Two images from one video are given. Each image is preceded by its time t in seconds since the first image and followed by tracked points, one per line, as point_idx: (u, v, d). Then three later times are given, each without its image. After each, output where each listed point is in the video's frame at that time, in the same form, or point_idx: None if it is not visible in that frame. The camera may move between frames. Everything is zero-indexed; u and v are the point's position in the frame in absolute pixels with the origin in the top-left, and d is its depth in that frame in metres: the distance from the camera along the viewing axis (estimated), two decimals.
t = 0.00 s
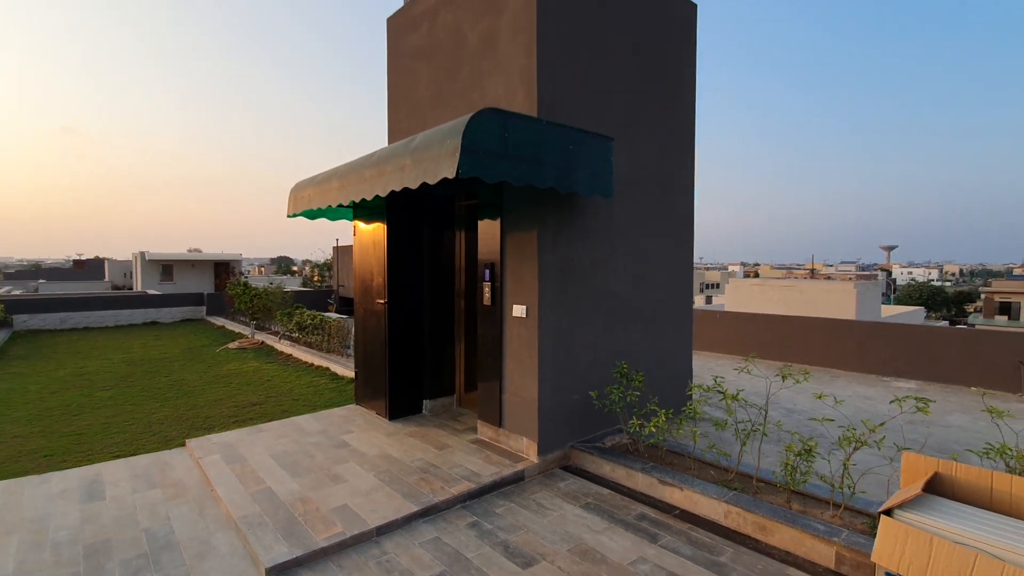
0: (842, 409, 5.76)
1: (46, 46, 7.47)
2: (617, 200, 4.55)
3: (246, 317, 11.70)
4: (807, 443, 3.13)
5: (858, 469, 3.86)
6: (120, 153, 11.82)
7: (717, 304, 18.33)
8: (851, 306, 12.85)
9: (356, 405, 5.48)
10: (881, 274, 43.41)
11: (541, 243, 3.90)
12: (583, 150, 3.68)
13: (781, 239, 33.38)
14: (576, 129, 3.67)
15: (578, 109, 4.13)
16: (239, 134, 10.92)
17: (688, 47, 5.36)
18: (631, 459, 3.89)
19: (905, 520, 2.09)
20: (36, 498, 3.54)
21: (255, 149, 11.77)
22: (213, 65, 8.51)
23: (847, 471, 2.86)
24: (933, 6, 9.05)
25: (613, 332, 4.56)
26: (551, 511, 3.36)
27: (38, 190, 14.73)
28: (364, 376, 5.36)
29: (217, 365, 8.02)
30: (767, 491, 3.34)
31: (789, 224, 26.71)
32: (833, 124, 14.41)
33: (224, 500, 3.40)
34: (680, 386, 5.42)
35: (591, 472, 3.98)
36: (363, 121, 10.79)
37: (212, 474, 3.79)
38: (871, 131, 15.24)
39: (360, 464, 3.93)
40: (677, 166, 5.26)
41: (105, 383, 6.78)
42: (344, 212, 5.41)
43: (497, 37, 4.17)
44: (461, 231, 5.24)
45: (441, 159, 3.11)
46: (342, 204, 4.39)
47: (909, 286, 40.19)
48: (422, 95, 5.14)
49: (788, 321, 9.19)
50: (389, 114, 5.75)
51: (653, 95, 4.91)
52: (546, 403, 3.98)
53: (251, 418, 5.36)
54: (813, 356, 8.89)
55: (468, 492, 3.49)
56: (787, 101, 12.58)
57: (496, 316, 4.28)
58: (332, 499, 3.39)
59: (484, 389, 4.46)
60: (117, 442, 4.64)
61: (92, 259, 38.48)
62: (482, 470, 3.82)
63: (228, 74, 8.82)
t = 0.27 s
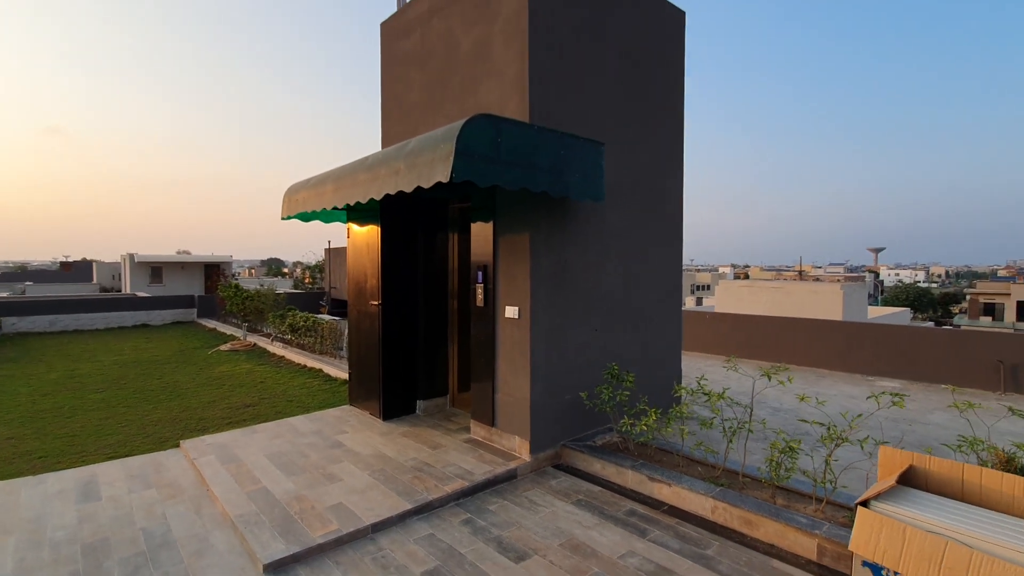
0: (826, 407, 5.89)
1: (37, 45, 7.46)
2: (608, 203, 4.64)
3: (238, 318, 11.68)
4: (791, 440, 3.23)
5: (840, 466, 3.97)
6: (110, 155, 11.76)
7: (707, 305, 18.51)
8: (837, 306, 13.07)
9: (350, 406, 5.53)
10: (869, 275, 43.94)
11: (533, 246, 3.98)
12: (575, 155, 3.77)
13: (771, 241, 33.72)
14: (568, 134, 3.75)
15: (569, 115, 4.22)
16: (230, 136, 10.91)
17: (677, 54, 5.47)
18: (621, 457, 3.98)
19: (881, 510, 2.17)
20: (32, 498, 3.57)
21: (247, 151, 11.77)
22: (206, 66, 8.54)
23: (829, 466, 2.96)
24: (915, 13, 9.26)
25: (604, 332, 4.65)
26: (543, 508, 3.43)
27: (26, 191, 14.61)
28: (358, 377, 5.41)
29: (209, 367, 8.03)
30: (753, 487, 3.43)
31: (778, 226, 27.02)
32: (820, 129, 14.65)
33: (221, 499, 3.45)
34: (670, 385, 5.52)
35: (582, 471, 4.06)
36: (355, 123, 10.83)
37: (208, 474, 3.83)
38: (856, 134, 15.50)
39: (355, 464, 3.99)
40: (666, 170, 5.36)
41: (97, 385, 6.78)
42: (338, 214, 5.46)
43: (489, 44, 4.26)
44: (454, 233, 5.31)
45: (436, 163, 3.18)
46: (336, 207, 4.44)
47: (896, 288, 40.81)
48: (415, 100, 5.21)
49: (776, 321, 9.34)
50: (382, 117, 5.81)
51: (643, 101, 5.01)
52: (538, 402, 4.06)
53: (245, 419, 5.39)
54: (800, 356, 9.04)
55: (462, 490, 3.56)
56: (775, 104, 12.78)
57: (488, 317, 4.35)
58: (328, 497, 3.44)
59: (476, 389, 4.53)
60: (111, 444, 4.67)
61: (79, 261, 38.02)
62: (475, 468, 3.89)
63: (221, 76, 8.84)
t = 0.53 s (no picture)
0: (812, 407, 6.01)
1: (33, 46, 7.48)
2: (598, 208, 4.74)
3: (233, 322, 11.70)
4: (774, 437, 3.33)
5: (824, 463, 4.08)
6: (104, 157, 11.77)
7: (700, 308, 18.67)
8: (827, 308, 13.24)
9: (346, 408, 5.59)
10: (860, 277, 44.35)
11: (525, 249, 4.07)
12: (565, 161, 3.87)
13: (763, 244, 34.01)
14: (559, 141, 3.86)
15: (560, 122, 4.32)
16: (224, 139, 10.96)
17: (666, 62, 5.60)
18: (611, 456, 4.07)
19: (855, 502, 2.26)
20: (30, 500, 3.61)
21: (242, 154, 11.80)
22: (202, 70, 8.59)
23: (809, 462, 3.07)
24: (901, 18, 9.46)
25: (595, 334, 4.75)
26: (535, 505, 3.51)
27: (19, 194, 14.59)
28: (353, 379, 5.48)
29: (205, 371, 8.06)
30: (739, 484, 3.53)
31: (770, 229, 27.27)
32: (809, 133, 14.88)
33: (218, 499, 3.51)
34: (660, 386, 5.62)
35: (574, 470, 4.14)
36: (350, 127, 10.89)
37: (205, 475, 3.89)
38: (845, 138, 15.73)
39: (350, 464, 4.05)
40: (656, 176, 5.48)
41: (93, 389, 6.80)
42: (334, 219, 5.54)
43: (482, 53, 4.36)
44: (448, 237, 5.40)
45: (430, 170, 3.27)
46: (332, 212, 4.52)
47: (888, 289, 41.27)
48: (410, 106, 5.31)
49: (766, 323, 9.48)
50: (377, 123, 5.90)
51: (632, 108, 5.13)
52: (531, 403, 4.14)
53: (241, 421, 5.44)
54: (789, 358, 9.17)
55: (455, 489, 3.63)
56: (764, 108, 12.98)
57: (482, 319, 4.44)
58: (324, 497, 3.51)
59: (470, 390, 4.61)
60: (108, 446, 4.71)
61: (72, 265, 37.81)
62: (469, 468, 3.97)
63: (218, 79, 8.89)
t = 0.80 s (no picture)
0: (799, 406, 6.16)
1: (31, 46, 7.56)
2: (589, 212, 4.87)
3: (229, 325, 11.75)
4: (757, 433, 3.46)
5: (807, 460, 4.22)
6: (100, 160, 11.82)
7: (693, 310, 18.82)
8: (818, 310, 13.42)
9: (342, 409, 5.68)
10: (852, 280, 44.72)
11: (517, 253, 4.19)
12: (556, 167, 3.99)
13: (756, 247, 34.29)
14: (550, 148, 3.98)
15: (551, 129, 4.44)
16: (220, 142, 11.04)
17: (655, 70, 5.74)
18: (602, 454, 4.19)
19: (829, 493, 2.37)
20: (32, 499, 3.68)
21: (238, 157, 11.88)
22: (199, 72, 8.68)
23: (790, 457, 3.19)
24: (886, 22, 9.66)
25: (586, 335, 4.86)
26: (527, 501, 3.62)
27: (13, 197, 14.59)
28: (349, 380, 5.57)
29: (201, 373, 8.12)
30: (724, 479, 3.65)
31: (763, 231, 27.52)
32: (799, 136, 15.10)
33: (218, 496, 3.59)
34: (650, 386, 5.74)
35: (565, 467, 4.25)
36: (346, 130, 10.99)
37: (204, 473, 3.97)
38: (834, 141, 15.97)
39: (347, 463, 4.15)
40: (645, 181, 5.61)
41: (90, 391, 6.86)
42: (330, 223, 5.64)
43: (475, 62, 4.49)
44: (442, 240, 5.51)
45: (424, 176, 3.38)
46: (329, 216, 4.62)
47: (880, 292, 41.66)
48: (405, 113, 5.42)
49: (756, 325, 9.63)
50: (372, 129, 6.02)
51: (622, 115, 5.27)
52: (523, 402, 4.25)
53: (238, 422, 5.52)
54: (779, 359, 9.32)
55: (450, 486, 3.73)
56: (754, 110, 13.18)
57: (475, 321, 4.55)
58: (321, 494, 3.60)
59: (464, 391, 4.71)
60: (107, 447, 4.78)
61: (65, 268, 37.64)
62: (463, 465, 4.07)
63: (214, 81, 8.98)
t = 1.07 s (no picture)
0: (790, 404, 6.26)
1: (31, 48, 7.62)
2: (582, 215, 4.97)
3: (226, 327, 11.80)
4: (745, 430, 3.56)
5: (794, 456, 4.33)
6: (97, 163, 11.86)
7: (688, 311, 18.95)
8: (810, 311, 13.58)
9: (340, 410, 5.76)
10: (847, 281, 45.02)
11: (512, 255, 4.29)
12: (549, 172, 4.09)
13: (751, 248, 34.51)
14: (543, 153, 4.08)
15: (545, 134, 4.55)
16: (218, 145, 11.11)
17: (646, 76, 5.86)
18: (595, 451, 4.29)
19: (810, 485, 2.46)
20: (35, 498, 3.75)
21: (236, 160, 11.95)
22: (198, 74, 8.75)
23: (776, 453, 3.29)
24: (876, 28, 9.81)
25: (580, 335, 4.96)
26: (522, 498, 3.70)
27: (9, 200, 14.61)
28: (347, 381, 5.65)
29: (199, 375, 8.18)
30: (713, 475, 3.75)
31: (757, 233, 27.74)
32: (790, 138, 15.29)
33: (218, 495, 3.66)
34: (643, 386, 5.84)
35: (559, 465, 4.34)
36: (343, 132, 11.07)
37: (205, 473, 4.05)
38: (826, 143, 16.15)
39: (345, 461, 4.23)
40: (638, 184, 5.72)
41: (89, 393, 6.91)
42: (328, 227, 5.72)
43: (470, 68, 4.58)
44: (438, 243, 5.60)
45: (421, 181, 3.47)
46: (327, 220, 4.70)
47: (874, 292, 41.99)
48: (401, 118, 5.52)
49: (748, 325, 9.76)
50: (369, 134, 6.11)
51: (615, 120, 5.37)
52: (518, 401, 4.34)
53: (237, 423, 5.59)
54: (771, 359, 9.45)
55: (446, 483, 3.81)
56: (745, 113, 13.38)
57: (471, 322, 4.64)
58: (320, 491, 3.69)
59: (460, 391, 4.80)
60: (108, 447, 4.84)
61: (59, 272, 37.50)
62: (459, 463, 4.16)
63: (212, 84, 9.05)
